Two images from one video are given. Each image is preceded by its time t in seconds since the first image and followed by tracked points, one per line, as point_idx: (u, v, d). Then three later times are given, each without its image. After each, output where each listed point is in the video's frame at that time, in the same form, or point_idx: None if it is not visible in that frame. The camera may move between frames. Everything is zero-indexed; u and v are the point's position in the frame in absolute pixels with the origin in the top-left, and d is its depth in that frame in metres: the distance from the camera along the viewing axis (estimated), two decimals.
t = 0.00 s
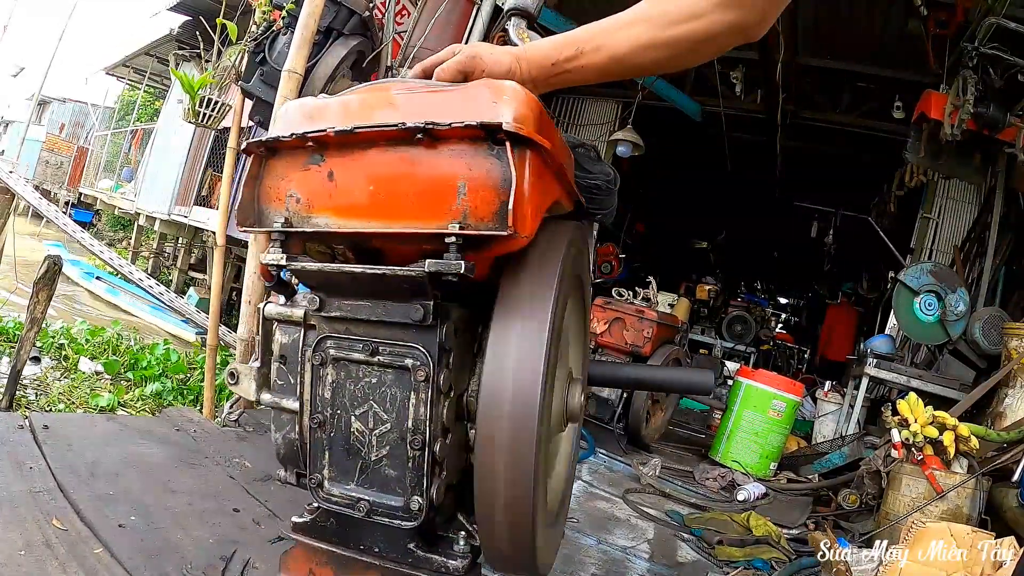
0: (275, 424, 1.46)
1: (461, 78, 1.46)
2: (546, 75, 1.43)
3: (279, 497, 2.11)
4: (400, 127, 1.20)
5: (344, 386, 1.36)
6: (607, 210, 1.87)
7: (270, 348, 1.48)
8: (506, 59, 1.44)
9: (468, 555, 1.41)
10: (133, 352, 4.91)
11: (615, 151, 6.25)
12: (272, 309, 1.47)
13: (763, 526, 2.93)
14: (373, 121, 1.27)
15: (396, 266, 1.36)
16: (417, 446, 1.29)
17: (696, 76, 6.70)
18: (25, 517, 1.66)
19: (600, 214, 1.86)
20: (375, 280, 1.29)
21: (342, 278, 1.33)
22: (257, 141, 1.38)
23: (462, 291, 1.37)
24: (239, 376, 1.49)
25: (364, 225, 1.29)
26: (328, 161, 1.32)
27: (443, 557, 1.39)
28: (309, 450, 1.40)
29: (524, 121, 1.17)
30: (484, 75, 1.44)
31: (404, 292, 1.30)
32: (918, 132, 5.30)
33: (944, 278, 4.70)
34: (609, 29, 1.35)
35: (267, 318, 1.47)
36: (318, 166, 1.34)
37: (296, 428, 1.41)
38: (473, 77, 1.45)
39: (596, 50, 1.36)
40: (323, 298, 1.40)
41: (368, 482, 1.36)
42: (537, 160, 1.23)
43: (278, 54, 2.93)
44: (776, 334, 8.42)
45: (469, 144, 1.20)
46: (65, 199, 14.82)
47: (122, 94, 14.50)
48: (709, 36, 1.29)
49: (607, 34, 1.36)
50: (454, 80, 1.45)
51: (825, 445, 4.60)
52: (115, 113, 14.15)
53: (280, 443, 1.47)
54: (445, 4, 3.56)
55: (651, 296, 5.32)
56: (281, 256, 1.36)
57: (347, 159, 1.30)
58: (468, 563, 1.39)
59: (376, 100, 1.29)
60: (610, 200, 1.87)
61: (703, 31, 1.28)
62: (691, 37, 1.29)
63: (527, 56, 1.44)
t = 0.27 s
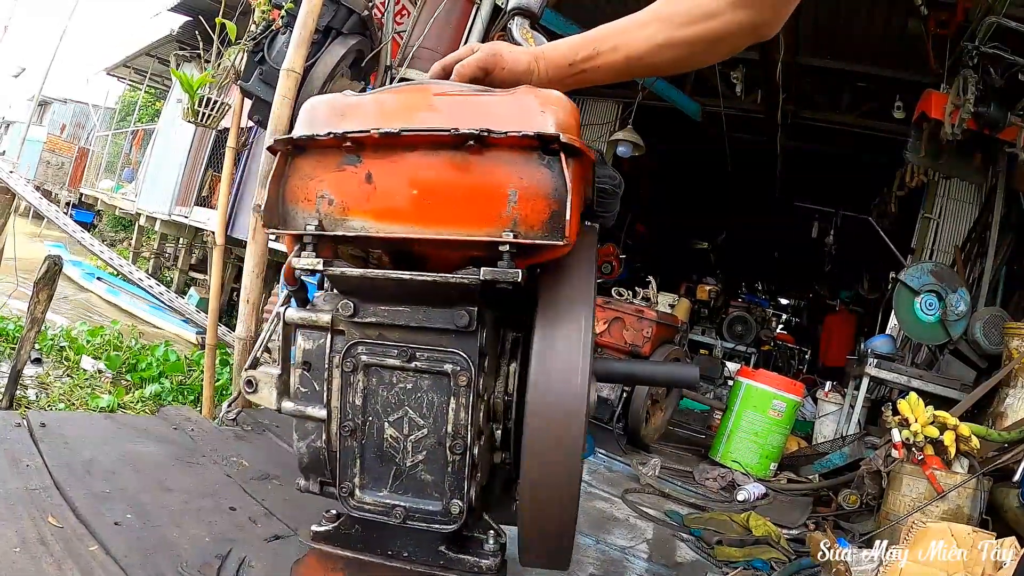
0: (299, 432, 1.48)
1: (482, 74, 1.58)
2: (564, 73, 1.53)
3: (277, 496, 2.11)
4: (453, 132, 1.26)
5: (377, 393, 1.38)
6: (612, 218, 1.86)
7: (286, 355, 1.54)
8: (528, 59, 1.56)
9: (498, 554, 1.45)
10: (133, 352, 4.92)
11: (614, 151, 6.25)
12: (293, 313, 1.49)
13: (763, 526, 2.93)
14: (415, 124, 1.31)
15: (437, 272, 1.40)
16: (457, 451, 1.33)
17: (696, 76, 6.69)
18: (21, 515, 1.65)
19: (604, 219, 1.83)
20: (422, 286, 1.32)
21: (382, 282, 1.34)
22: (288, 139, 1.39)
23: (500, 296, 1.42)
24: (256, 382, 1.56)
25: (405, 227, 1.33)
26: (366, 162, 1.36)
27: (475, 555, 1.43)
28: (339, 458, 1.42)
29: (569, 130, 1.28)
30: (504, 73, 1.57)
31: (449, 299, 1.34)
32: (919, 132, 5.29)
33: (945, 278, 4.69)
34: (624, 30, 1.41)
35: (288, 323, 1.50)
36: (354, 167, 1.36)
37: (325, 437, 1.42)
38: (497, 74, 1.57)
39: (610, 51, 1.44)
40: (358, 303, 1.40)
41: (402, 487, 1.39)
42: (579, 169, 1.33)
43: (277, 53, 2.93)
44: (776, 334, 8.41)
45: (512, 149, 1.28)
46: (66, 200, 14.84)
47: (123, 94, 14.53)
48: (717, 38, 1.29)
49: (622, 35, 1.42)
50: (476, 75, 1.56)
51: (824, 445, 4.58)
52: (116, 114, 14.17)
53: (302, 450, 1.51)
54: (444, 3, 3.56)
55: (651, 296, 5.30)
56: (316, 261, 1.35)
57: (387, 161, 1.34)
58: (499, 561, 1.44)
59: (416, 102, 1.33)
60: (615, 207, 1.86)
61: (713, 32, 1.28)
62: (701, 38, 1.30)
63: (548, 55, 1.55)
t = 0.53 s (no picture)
0: (324, 446, 1.42)
1: (497, 75, 1.55)
2: (575, 74, 1.55)
3: (276, 496, 2.11)
4: (503, 150, 1.24)
5: (407, 404, 1.38)
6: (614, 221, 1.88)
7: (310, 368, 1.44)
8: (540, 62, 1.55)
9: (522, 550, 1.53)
10: (133, 352, 4.92)
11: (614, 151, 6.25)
12: (316, 325, 1.38)
13: (762, 526, 2.93)
14: (456, 137, 1.28)
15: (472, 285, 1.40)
16: (494, 459, 1.36)
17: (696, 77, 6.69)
18: (19, 514, 1.65)
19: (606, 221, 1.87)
20: (463, 301, 1.32)
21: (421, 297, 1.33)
22: (318, 147, 1.31)
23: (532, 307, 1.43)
24: (278, 398, 1.45)
25: (444, 243, 1.29)
26: (402, 174, 1.30)
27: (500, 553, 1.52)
28: (369, 470, 1.40)
29: (606, 148, 1.32)
30: (517, 75, 1.54)
31: (488, 313, 1.36)
32: (919, 133, 5.29)
33: (944, 278, 4.69)
34: (634, 33, 1.43)
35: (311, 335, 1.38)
36: (389, 178, 1.30)
37: (353, 450, 1.41)
38: (510, 76, 1.55)
39: (621, 53, 1.46)
40: (392, 317, 1.38)
41: (435, 496, 1.41)
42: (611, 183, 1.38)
43: (277, 53, 2.93)
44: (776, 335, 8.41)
45: (553, 165, 1.28)
46: (67, 200, 14.85)
47: (123, 94, 14.54)
48: (725, 40, 1.30)
49: (633, 36, 1.44)
50: (489, 78, 1.53)
51: (824, 446, 4.58)
52: (116, 114, 14.18)
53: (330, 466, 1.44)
54: (443, 4, 3.57)
55: (651, 296, 5.30)
56: (354, 275, 1.29)
57: (425, 173, 1.29)
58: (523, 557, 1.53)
59: (455, 114, 1.30)
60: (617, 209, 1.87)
61: (721, 35, 1.29)
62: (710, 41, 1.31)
63: (560, 58, 1.55)
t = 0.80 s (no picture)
0: (349, 458, 1.36)
1: (510, 80, 1.51)
2: (583, 82, 1.55)
3: (276, 496, 2.11)
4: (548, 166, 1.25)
5: (436, 411, 1.35)
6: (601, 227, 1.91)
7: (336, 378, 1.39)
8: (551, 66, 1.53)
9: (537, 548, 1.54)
10: (134, 352, 4.93)
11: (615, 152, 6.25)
12: (340, 335, 1.34)
13: (761, 527, 2.93)
14: (493, 151, 1.30)
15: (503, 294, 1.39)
16: (524, 454, 1.37)
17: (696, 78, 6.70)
18: (20, 514, 1.66)
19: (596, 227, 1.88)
20: (504, 313, 1.33)
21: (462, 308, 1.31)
22: (353, 154, 1.27)
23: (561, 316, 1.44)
24: (304, 411, 1.41)
25: (484, 255, 1.27)
26: (441, 185, 1.27)
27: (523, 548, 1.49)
28: (398, 478, 1.37)
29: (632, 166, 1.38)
30: (531, 79, 1.52)
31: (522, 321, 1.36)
32: (919, 134, 5.29)
33: (944, 280, 4.70)
34: (642, 41, 1.48)
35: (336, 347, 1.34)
36: (428, 189, 1.27)
37: (381, 459, 1.37)
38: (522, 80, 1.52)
39: (631, 60, 1.49)
40: (426, 327, 1.36)
41: (463, 498, 1.38)
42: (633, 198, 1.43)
43: (277, 55, 2.94)
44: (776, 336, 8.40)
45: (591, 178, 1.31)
46: (68, 200, 14.87)
47: (124, 95, 14.57)
48: (733, 45, 1.40)
49: (638, 45, 1.49)
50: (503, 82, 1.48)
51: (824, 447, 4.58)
52: (117, 114, 14.20)
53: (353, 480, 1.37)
54: (443, 5, 3.57)
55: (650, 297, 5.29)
56: (396, 288, 1.27)
57: (464, 185, 1.27)
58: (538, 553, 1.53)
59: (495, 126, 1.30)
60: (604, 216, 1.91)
61: (730, 41, 1.39)
62: (719, 48, 1.41)
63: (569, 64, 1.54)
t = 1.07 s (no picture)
0: (380, 470, 1.37)
1: (524, 82, 1.53)
2: (593, 85, 1.56)
3: (277, 498, 2.11)
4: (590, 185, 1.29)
5: (467, 420, 1.40)
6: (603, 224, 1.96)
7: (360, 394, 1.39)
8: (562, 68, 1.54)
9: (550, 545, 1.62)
10: (136, 353, 4.93)
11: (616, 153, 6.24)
12: (372, 347, 1.35)
13: (762, 529, 2.93)
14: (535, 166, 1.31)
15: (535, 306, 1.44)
16: (550, 457, 1.45)
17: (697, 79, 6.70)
18: (21, 516, 1.66)
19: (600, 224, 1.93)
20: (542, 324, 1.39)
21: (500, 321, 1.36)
22: (396, 165, 1.27)
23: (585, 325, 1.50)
24: (333, 427, 1.39)
25: (525, 268, 1.31)
26: (482, 200, 1.30)
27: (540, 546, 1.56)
28: (429, 488, 1.40)
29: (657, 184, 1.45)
30: (544, 82, 1.53)
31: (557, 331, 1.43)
32: (921, 135, 5.28)
33: (946, 281, 4.69)
34: (650, 42, 1.45)
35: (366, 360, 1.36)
36: (469, 204, 1.30)
37: (412, 470, 1.39)
38: (534, 83, 1.54)
39: (638, 63, 1.47)
40: (461, 339, 1.39)
41: (491, 503, 1.43)
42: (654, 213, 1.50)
43: (278, 56, 2.94)
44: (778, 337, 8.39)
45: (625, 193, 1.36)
46: (69, 201, 14.88)
47: (125, 96, 14.58)
48: (740, 49, 1.34)
49: (647, 47, 1.46)
50: (517, 84, 1.51)
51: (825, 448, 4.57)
52: (119, 116, 14.22)
53: (380, 493, 1.38)
54: (444, 6, 3.57)
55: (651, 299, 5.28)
56: (440, 304, 1.30)
57: (505, 199, 1.30)
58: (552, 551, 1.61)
59: (532, 140, 1.32)
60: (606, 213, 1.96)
61: (736, 45, 1.34)
62: (725, 52, 1.36)
63: (579, 66, 1.55)
